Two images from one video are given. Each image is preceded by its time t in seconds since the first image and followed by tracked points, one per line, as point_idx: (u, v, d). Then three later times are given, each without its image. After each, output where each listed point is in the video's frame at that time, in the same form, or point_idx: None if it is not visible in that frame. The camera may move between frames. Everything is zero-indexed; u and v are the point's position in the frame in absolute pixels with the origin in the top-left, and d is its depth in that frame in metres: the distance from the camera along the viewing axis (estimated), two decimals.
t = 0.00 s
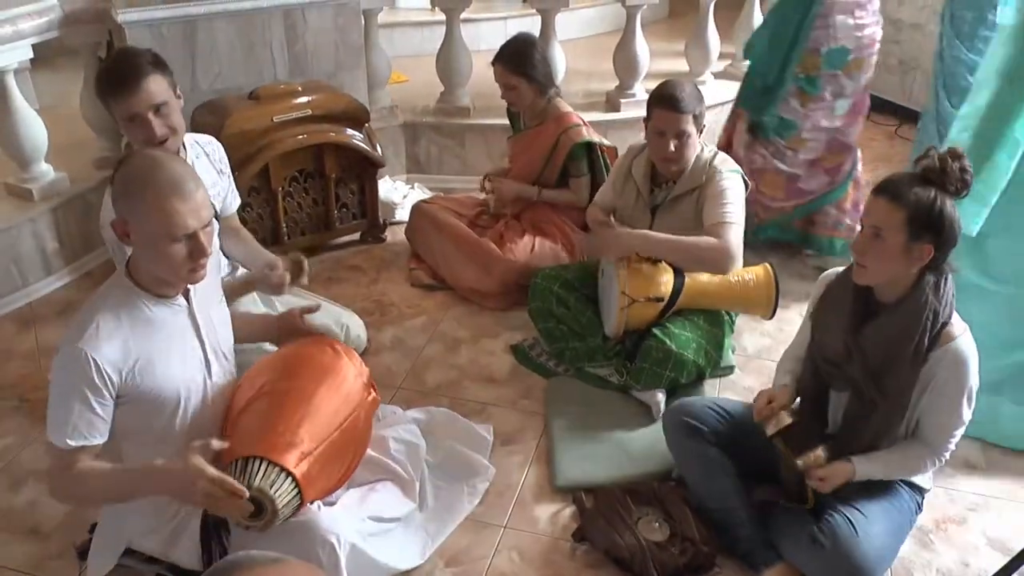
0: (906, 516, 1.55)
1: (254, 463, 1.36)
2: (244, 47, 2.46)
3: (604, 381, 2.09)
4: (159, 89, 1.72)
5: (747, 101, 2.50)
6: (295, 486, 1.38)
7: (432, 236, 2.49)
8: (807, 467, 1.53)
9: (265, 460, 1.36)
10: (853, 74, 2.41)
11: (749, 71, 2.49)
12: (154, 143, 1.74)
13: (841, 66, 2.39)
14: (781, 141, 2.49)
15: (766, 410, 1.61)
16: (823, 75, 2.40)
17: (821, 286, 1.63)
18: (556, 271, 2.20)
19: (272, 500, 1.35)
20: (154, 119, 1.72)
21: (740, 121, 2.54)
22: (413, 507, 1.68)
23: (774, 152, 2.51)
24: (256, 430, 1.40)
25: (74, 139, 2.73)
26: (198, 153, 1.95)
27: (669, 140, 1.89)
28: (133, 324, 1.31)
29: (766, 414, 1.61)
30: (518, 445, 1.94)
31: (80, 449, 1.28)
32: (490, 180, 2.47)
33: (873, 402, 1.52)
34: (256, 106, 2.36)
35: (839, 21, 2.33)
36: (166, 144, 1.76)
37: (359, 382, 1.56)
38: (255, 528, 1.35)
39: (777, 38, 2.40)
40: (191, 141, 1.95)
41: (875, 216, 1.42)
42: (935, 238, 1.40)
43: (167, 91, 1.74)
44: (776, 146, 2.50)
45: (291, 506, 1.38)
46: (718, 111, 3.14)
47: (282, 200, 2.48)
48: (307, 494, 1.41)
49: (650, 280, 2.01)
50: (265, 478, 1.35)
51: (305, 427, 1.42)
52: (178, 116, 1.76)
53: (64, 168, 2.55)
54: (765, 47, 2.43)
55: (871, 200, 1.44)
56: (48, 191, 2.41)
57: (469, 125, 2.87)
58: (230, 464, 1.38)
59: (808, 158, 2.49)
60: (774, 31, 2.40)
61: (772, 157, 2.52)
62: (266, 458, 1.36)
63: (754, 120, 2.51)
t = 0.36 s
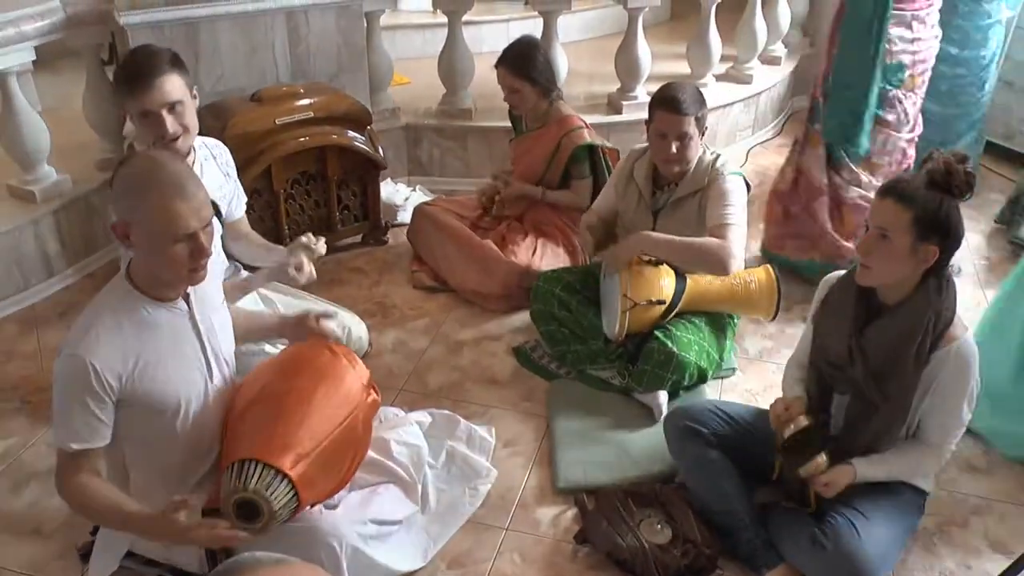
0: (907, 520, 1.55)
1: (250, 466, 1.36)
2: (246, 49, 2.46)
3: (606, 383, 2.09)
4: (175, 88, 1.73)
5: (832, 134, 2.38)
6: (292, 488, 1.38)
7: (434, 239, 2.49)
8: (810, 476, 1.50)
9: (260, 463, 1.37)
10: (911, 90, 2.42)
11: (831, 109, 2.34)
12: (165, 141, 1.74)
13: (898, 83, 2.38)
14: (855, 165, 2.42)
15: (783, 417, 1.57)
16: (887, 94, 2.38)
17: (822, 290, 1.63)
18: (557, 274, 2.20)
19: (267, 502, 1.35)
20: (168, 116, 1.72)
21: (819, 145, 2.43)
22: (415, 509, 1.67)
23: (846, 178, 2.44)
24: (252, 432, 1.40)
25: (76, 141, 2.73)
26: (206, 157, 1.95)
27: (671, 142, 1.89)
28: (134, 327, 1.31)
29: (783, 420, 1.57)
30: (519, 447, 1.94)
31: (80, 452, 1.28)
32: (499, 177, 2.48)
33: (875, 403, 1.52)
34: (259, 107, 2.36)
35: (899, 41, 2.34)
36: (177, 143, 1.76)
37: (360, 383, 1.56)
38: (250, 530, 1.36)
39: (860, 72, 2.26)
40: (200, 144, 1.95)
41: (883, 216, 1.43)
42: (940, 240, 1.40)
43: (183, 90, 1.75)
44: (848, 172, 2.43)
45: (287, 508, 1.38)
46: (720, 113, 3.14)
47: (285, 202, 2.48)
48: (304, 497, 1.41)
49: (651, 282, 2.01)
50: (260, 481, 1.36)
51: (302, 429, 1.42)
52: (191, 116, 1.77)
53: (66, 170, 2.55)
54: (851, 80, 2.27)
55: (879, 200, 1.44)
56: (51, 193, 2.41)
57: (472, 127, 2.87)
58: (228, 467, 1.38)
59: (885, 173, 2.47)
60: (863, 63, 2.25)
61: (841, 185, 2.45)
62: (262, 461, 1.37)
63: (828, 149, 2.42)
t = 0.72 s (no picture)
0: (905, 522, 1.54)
1: (251, 470, 1.37)
2: (242, 53, 2.46)
3: (602, 387, 2.11)
4: (194, 81, 1.83)
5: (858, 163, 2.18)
6: (293, 492, 1.39)
7: (430, 243, 2.50)
8: (809, 487, 1.52)
9: (262, 467, 1.37)
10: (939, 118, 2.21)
11: (861, 137, 2.13)
12: (186, 129, 1.81)
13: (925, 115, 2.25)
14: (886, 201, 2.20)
15: (787, 418, 1.59)
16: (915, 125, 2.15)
17: (818, 294, 1.63)
18: (553, 277, 2.19)
19: (270, 506, 1.36)
20: (189, 105, 1.80)
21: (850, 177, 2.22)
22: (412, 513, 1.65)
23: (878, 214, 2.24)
24: (253, 436, 1.40)
25: (71, 146, 2.73)
26: (213, 161, 1.97)
27: (670, 146, 1.89)
28: (131, 331, 1.31)
29: (787, 422, 1.59)
30: (516, 451, 1.94)
31: (76, 456, 1.28)
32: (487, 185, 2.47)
33: (875, 408, 1.51)
34: (254, 112, 2.36)
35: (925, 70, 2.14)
36: (195, 133, 1.83)
37: (355, 386, 1.56)
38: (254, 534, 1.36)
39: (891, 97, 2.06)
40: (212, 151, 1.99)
41: (880, 220, 1.43)
42: (938, 244, 1.41)
43: (201, 85, 1.85)
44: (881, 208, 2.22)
45: (289, 511, 1.38)
46: (715, 117, 3.15)
47: (280, 206, 2.48)
48: (305, 500, 1.41)
49: (649, 284, 2.01)
50: (263, 485, 1.36)
51: (302, 433, 1.42)
52: (209, 109, 1.85)
53: (61, 175, 2.54)
54: (881, 108, 2.08)
55: (878, 204, 1.45)
56: (46, 198, 2.40)
57: (467, 131, 2.87)
58: (228, 472, 1.38)
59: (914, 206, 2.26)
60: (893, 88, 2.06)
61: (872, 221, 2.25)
62: (264, 465, 1.37)
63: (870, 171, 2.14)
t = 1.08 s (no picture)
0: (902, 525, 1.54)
1: (243, 474, 1.36)
2: (238, 59, 2.46)
3: (600, 391, 2.10)
4: (192, 78, 1.83)
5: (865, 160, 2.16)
6: (285, 497, 1.38)
7: (427, 248, 2.50)
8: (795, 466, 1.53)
9: (253, 471, 1.36)
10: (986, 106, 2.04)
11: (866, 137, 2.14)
12: (184, 125, 1.80)
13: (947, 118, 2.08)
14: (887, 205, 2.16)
15: (770, 441, 1.58)
16: (930, 126, 2.10)
17: (817, 294, 1.63)
18: (550, 281, 2.20)
19: (259, 510, 1.34)
20: (187, 101, 1.81)
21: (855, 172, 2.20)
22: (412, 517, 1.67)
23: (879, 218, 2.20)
24: (247, 441, 1.39)
25: (68, 153, 2.72)
26: (210, 161, 1.97)
27: (666, 150, 1.89)
28: (129, 336, 1.31)
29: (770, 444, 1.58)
30: (514, 455, 1.94)
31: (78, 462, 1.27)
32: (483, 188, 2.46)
33: (870, 410, 1.53)
34: (250, 118, 2.37)
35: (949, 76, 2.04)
36: (192, 131, 1.83)
37: (354, 394, 1.55)
38: (241, 538, 1.34)
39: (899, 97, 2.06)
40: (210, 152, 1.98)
41: (874, 222, 1.43)
42: (934, 245, 1.42)
43: (198, 83, 1.86)
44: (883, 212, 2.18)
45: (279, 517, 1.37)
46: (710, 120, 3.15)
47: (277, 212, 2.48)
48: (296, 506, 1.40)
49: (646, 289, 2.02)
50: (253, 488, 1.35)
51: (296, 438, 1.41)
52: (206, 108, 1.86)
53: (57, 182, 2.54)
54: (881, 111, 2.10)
55: (873, 207, 1.45)
56: (43, 204, 2.40)
57: (464, 136, 2.87)
58: (220, 475, 1.38)
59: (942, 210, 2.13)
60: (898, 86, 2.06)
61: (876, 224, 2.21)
62: (255, 469, 1.36)
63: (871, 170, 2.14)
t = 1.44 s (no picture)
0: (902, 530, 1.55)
1: (251, 482, 1.36)
2: (238, 66, 2.46)
3: (601, 396, 2.09)
4: (171, 94, 1.76)
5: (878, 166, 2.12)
6: (293, 504, 1.39)
7: (428, 254, 2.50)
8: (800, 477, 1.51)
9: (262, 479, 1.37)
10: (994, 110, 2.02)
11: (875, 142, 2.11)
12: (164, 144, 1.76)
13: (959, 124, 2.05)
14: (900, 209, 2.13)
15: (775, 441, 1.57)
16: (942, 133, 2.08)
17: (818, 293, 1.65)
18: (550, 286, 2.21)
19: (269, 518, 1.35)
20: (166, 120, 1.75)
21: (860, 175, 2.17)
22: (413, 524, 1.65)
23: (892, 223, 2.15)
24: (253, 449, 1.40)
25: (69, 159, 2.73)
26: (196, 169, 1.96)
27: (666, 156, 1.90)
28: (131, 343, 1.31)
29: (775, 444, 1.57)
30: (515, 460, 1.94)
31: (78, 467, 1.27)
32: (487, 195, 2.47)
33: (866, 411, 1.54)
34: (251, 124, 2.37)
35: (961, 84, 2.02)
36: (174, 147, 1.79)
37: (357, 398, 1.56)
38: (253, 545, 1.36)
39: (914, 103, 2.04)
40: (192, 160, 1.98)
41: (874, 225, 1.44)
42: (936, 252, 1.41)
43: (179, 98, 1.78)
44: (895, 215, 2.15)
45: (288, 524, 1.38)
46: (710, 125, 3.16)
47: (278, 218, 2.48)
48: (305, 512, 1.41)
49: (646, 294, 2.03)
50: (262, 496, 1.36)
51: (303, 445, 1.42)
52: (186, 123, 1.80)
53: (59, 188, 2.54)
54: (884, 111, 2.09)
55: (875, 211, 1.45)
56: (45, 211, 2.41)
57: (464, 142, 2.88)
58: (228, 483, 1.38)
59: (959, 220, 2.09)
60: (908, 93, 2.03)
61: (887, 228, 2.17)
62: (263, 477, 1.37)
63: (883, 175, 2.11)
